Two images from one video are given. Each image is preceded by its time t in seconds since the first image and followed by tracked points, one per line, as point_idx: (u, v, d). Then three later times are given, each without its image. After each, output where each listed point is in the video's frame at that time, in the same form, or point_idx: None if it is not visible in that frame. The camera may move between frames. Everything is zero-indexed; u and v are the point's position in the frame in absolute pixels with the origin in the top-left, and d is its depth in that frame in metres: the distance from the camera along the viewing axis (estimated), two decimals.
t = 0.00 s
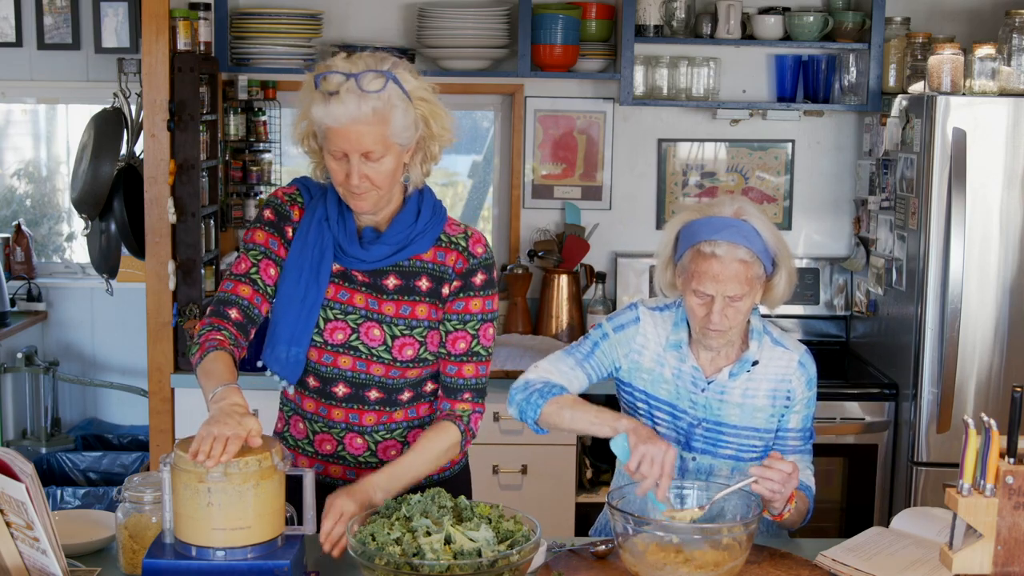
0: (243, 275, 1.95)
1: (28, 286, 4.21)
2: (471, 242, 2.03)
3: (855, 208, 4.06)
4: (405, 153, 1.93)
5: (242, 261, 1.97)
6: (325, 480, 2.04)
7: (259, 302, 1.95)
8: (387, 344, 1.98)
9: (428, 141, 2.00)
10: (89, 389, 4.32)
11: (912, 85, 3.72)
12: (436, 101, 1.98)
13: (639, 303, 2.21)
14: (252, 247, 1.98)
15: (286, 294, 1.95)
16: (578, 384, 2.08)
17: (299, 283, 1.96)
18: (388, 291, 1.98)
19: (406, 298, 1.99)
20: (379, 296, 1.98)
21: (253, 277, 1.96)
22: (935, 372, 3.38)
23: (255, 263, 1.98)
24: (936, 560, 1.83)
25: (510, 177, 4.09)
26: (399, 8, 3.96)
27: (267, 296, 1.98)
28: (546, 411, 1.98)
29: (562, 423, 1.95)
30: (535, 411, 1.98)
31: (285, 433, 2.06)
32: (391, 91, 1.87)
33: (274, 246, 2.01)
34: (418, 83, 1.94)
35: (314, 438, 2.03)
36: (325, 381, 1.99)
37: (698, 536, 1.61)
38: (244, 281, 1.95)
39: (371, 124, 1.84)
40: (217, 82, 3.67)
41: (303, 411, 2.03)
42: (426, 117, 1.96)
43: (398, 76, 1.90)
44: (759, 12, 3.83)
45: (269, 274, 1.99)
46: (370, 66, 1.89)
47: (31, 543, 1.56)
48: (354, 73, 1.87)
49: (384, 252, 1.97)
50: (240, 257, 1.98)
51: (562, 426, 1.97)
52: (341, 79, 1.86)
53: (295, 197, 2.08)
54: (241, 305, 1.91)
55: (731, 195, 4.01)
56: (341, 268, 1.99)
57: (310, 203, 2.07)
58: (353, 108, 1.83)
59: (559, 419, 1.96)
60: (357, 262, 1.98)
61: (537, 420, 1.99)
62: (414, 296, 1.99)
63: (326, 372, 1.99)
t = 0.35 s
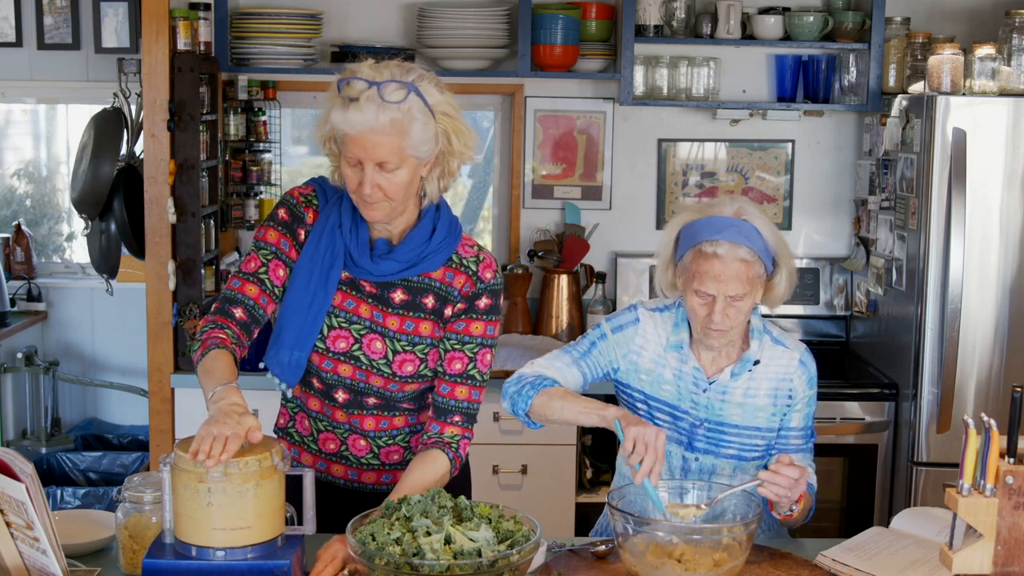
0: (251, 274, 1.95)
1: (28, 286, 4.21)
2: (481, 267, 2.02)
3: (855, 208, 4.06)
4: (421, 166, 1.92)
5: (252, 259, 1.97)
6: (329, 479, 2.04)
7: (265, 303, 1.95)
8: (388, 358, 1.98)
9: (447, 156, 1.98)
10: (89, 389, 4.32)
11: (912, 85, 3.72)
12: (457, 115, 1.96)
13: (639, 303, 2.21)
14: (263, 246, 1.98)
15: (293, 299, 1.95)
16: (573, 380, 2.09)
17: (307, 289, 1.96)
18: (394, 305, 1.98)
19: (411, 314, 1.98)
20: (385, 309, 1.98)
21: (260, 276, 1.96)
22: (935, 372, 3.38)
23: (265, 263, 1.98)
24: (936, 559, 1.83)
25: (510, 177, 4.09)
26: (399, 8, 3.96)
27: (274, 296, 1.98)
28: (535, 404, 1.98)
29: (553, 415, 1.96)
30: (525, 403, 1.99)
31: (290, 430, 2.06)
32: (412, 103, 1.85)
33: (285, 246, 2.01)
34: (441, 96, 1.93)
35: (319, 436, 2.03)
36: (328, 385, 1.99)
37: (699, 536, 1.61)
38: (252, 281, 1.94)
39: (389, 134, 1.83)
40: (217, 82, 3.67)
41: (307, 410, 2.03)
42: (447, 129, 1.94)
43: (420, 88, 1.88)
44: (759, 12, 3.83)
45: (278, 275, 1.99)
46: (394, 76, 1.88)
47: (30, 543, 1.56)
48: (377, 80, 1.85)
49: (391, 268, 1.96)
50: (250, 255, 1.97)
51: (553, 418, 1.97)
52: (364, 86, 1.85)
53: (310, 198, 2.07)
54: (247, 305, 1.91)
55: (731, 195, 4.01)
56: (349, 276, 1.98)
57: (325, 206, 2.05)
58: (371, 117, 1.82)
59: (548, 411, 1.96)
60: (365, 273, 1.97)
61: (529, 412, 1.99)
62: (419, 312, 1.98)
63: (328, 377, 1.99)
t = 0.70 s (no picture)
0: (252, 276, 1.94)
1: (28, 286, 4.21)
2: (485, 271, 2.01)
3: (855, 208, 4.06)
4: (423, 169, 1.92)
5: (253, 262, 1.95)
6: (333, 480, 2.04)
7: (267, 306, 1.94)
8: (391, 362, 1.98)
9: (451, 159, 1.98)
10: (89, 389, 4.32)
11: (912, 85, 3.72)
12: (460, 118, 1.95)
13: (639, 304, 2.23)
14: (264, 248, 1.98)
15: (296, 303, 1.96)
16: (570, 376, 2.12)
17: (311, 292, 1.96)
18: (398, 309, 1.98)
19: (415, 318, 1.98)
20: (388, 313, 1.98)
21: (262, 279, 1.95)
22: (934, 372, 3.38)
23: (267, 265, 1.97)
24: (937, 559, 1.83)
25: (510, 177, 4.09)
26: (399, 8, 3.96)
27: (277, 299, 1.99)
28: (524, 391, 2.02)
29: (543, 394, 1.99)
30: (517, 393, 2.03)
31: (295, 431, 2.06)
32: (414, 105, 1.85)
33: (288, 248, 2.01)
34: (444, 99, 1.92)
35: (325, 437, 2.03)
36: (332, 388, 2.00)
37: (699, 536, 1.61)
38: (252, 283, 1.93)
39: (390, 137, 1.83)
40: (217, 82, 3.67)
41: (312, 411, 2.04)
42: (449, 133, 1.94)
43: (422, 91, 1.88)
44: (759, 12, 3.83)
45: (279, 277, 1.98)
46: (396, 79, 1.87)
47: (31, 543, 1.56)
48: (378, 83, 1.85)
49: (395, 272, 1.97)
50: (252, 258, 1.96)
51: (541, 399, 2.00)
52: (365, 88, 1.85)
53: (314, 201, 2.07)
54: (247, 307, 1.91)
55: (731, 195, 4.01)
56: (353, 279, 1.99)
57: (330, 209, 2.06)
58: (371, 120, 1.82)
59: (539, 392, 1.99)
60: (368, 276, 1.97)
61: (520, 400, 2.03)
62: (423, 317, 1.98)
63: (332, 380, 1.99)
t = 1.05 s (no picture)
0: (248, 278, 1.96)
1: (28, 286, 4.21)
2: (482, 267, 2.01)
3: (855, 208, 4.06)
4: (418, 167, 1.92)
5: (249, 264, 1.98)
6: (332, 483, 2.04)
7: (263, 308, 1.96)
8: (390, 361, 1.98)
9: (445, 158, 1.98)
10: (89, 389, 4.32)
11: (912, 85, 3.72)
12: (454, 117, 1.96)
13: (635, 306, 2.22)
14: (260, 251, 2.00)
15: (294, 305, 1.96)
16: (567, 393, 2.12)
17: (308, 295, 1.97)
18: (396, 308, 1.98)
19: (413, 316, 1.98)
20: (386, 312, 1.98)
21: (258, 281, 1.97)
22: (934, 372, 3.38)
23: (263, 267, 1.99)
24: (937, 559, 1.83)
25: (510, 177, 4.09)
26: (399, 8, 3.96)
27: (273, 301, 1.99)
28: (524, 418, 2.03)
29: (539, 427, 2.00)
30: (516, 419, 2.05)
31: (295, 434, 2.07)
32: (407, 101, 1.86)
33: (284, 251, 2.03)
34: (439, 98, 1.93)
35: (323, 440, 2.03)
36: (330, 391, 1.99)
37: (700, 537, 1.61)
38: (249, 285, 1.95)
39: (384, 131, 1.84)
40: (217, 82, 3.66)
41: (311, 414, 2.04)
42: (443, 132, 1.94)
43: (417, 88, 1.89)
44: (759, 12, 3.82)
45: (276, 280, 2.00)
46: (391, 76, 1.88)
47: (31, 543, 1.56)
48: (373, 79, 1.86)
49: (392, 272, 1.97)
50: (248, 260, 1.99)
51: (539, 430, 2.01)
52: (359, 85, 1.86)
53: (310, 203, 2.08)
54: (243, 309, 1.93)
55: (731, 195, 4.01)
56: (350, 280, 1.99)
57: (325, 210, 2.06)
58: (365, 116, 1.83)
59: (535, 424, 2.01)
60: (365, 276, 1.98)
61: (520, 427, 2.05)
62: (421, 315, 1.98)
63: (331, 382, 1.98)
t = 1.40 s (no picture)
0: (190, 292, 1.95)
1: (28, 286, 4.21)
2: (454, 244, 2.03)
3: (855, 208, 4.06)
4: (381, 157, 1.92)
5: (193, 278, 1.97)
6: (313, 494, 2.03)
7: (203, 320, 1.95)
8: (374, 351, 1.97)
9: (406, 149, 1.99)
10: (89, 389, 4.32)
11: (912, 85, 3.72)
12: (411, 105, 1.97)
13: (637, 305, 2.22)
14: (207, 265, 1.98)
15: (265, 311, 1.96)
16: (567, 388, 2.13)
17: (279, 298, 1.96)
18: (372, 297, 1.97)
19: (391, 303, 1.98)
20: (363, 303, 1.97)
21: (199, 295, 1.95)
22: (934, 372, 3.38)
23: (207, 281, 1.97)
24: (937, 559, 1.83)
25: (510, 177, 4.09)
26: (399, 8, 3.96)
27: (218, 314, 1.97)
28: (520, 411, 2.04)
29: (533, 427, 2.01)
30: (512, 411, 2.05)
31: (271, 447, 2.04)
32: (368, 90, 1.87)
33: (231, 263, 2.00)
34: (397, 88, 1.95)
35: (301, 451, 2.01)
36: (313, 393, 1.98)
37: (700, 536, 1.62)
38: (190, 299, 1.94)
39: (346, 123, 1.84)
40: (217, 82, 3.66)
41: (288, 424, 2.01)
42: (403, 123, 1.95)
43: (377, 78, 1.90)
44: (759, 12, 3.82)
45: (219, 292, 1.98)
46: (349, 66, 1.89)
47: (31, 543, 1.56)
48: (332, 71, 1.87)
49: (369, 262, 1.96)
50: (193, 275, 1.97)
51: (533, 430, 2.02)
52: (318, 77, 1.87)
53: (263, 211, 2.05)
54: (180, 321, 1.92)
55: (731, 195, 4.01)
56: (321, 277, 1.98)
57: (280, 215, 2.04)
58: (328, 105, 1.83)
59: (530, 423, 2.02)
60: (338, 271, 1.97)
61: (514, 421, 2.06)
62: (399, 301, 1.98)
63: (313, 384, 1.98)
